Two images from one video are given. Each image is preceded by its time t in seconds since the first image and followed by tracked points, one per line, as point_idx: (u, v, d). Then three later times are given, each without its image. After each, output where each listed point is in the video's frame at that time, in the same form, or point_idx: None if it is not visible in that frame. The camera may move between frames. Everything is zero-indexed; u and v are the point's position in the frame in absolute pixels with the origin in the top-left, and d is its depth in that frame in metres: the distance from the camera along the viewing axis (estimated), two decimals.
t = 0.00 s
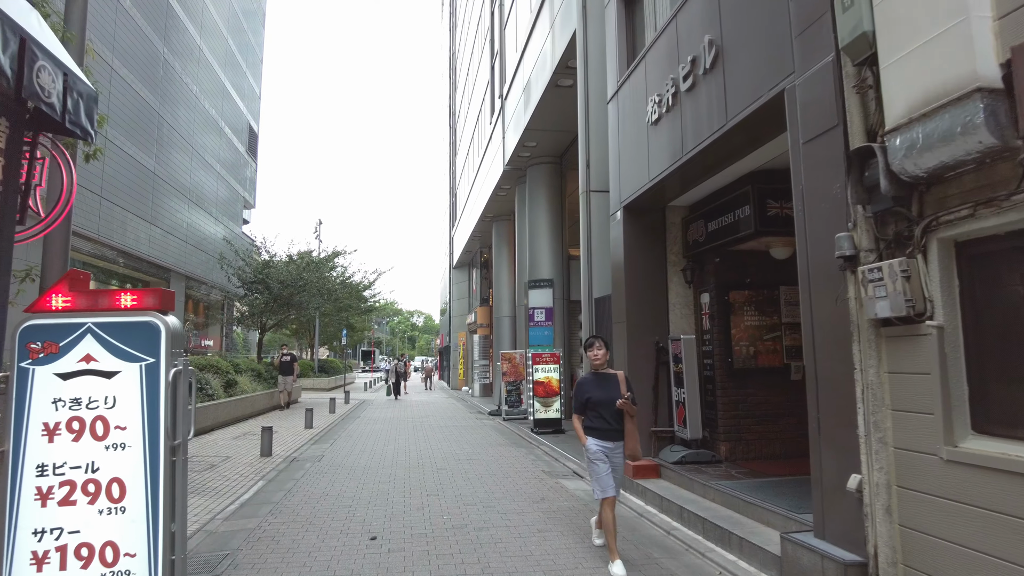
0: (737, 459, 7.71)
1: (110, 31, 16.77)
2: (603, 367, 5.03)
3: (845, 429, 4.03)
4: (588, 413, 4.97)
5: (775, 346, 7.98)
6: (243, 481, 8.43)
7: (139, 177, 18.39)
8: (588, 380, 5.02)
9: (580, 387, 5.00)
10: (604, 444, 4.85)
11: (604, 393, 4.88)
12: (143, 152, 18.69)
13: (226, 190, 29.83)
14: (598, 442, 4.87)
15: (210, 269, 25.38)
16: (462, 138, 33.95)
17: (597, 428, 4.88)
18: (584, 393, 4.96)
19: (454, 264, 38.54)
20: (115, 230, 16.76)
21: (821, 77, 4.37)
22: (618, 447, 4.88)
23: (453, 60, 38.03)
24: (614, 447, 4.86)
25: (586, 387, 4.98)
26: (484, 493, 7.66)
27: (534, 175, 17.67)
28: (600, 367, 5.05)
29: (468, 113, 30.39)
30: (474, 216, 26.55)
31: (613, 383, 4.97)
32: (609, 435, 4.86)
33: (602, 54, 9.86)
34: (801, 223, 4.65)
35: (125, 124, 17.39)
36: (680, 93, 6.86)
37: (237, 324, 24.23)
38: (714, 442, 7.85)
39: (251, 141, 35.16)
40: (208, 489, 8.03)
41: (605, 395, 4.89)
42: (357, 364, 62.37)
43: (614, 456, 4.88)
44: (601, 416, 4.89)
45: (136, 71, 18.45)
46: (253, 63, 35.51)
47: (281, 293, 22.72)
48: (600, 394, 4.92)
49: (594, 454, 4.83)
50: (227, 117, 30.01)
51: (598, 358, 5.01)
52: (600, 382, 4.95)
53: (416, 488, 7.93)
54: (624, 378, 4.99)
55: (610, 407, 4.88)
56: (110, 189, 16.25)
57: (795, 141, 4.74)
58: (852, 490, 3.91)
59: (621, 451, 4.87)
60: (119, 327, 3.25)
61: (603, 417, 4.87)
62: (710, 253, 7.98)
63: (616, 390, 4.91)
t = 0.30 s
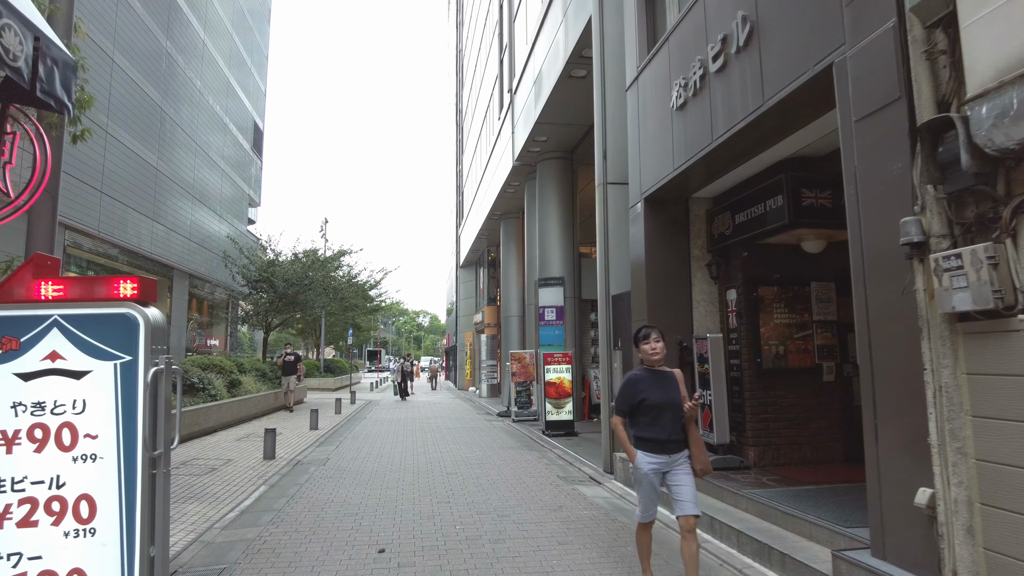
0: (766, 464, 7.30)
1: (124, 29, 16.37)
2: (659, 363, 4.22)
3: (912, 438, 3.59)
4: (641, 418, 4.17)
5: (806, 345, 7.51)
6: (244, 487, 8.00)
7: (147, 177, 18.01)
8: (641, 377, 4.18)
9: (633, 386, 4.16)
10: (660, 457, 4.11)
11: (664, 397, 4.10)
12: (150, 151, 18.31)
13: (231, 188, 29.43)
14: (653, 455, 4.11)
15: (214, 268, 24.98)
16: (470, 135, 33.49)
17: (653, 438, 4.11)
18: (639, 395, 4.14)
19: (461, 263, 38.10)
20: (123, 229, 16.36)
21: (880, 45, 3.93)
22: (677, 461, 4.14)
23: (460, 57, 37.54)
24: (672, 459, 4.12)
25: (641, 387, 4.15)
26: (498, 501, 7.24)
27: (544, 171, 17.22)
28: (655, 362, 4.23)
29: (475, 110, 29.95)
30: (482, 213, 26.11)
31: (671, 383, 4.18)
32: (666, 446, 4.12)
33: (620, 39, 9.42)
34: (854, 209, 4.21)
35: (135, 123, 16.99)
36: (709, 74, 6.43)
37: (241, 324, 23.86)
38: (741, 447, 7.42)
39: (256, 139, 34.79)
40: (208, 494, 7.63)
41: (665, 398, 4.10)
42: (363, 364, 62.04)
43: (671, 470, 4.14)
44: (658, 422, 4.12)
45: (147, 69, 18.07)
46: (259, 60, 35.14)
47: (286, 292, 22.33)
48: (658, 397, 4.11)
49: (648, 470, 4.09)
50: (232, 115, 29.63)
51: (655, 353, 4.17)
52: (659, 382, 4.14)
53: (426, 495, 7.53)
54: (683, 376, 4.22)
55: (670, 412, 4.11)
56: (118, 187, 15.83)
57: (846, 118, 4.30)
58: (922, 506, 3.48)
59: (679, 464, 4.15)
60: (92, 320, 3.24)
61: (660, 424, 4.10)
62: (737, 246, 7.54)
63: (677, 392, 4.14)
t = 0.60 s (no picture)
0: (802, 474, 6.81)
1: (130, 25, 15.98)
2: (751, 370, 3.19)
3: (1007, 454, 3.10)
4: (730, 442, 3.12)
5: (844, 347, 7.04)
6: (247, 494, 7.59)
7: (156, 175, 17.71)
8: (730, 388, 3.13)
9: (722, 400, 3.10)
10: (756, 495, 3.08)
11: (761, 415, 3.06)
12: (158, 149, 18.00)
13: (240, 187, 29.14)
14: (749, 492, 3.08)
15: (222, 267, 24.69)
16: (479, 133, 33.07)
17: (750, 471, 3.07)
18: (729, 411, 3.09)
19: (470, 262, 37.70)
20: (131, 228, 16.04)
21: (960, 5, 3.45)
22: (779, 497, 3.12)
23: (470, 54, 37.12)
24: (771, 496, 3.10)
25: (733, 402, 3.09)
26: (516, 512, 6.80)
27: (558, 166, 16.76)
28: (747, 368, 3.20)
29: (486, 108, 29.55)
30: (493, 212, 25.65)
31: (768, 396, 3.14)
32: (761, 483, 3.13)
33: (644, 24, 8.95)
34: (925, 193, 3.71)
35: (142, 120, 16.66)
36: (746, 55, 5.97)
37: (249, 323, 23.55)
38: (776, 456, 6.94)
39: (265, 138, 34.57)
40: (209, 502, 7.23)
41: (763, 415, 3.06)
42: (372, 364, 61.79)
43: (771, 510, 3.12)
44: (752, 449, 3.08)
45: (154, 66, 17.73)
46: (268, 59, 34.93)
47: (294, 291, 21.98)
48: (755, 414, 3.07)
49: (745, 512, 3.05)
50: (242, 113, 29.37)
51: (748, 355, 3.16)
52: (755, 394, 3.11)
53: (439, 505, 7.10)
54: (782, 387, 3.20)
55: (770, 435, 3.07)
56: (125, 184, 15.50)
57: (915, 91, 3.81)
58: (1019, 535, 2.98)
59: (780, 503, 3.13)
60: (54, 315, 2.96)
61: (758, 451, 3.07)
62: (772, 241, 7.06)
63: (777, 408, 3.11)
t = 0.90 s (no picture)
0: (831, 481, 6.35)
1: (127, 19, 15.54)
2: (873, 372, 2.40)
3: None
4: (845, 468, 2.35)
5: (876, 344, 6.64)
6: (240, 500, 7.18)
7: (155, 171, 17.29)
8: (843, 396, 2.37)
9: (831, 413, 2.36)
10: (883, 542, 2.30)
11: (887, 434, 2.28)
12: (158, 145, 17.61)
13: (243, 185, 28.75)
14: (872, 537, 2.31)
15: (222, 265, 24.28)
16: (483, 130, 32.61)
17: (871, 507, 2.30)
18: (845, 429, 2.32)
19: (474, 261, 37.24)
20: (129, 224, 15.62)
21: None
22: (914, 547, 2.32)
23: (473, 50, 36.69)
24: (906, 545, 2.30)
25: (848, 415, 2.33)
26: (524, 521, 6.38)
27: (565, 160, 16.32)
28: (867, 369, 2.42)
29: (490, 104, 29.13)
30: (497, 209, 25.22)
31: (898, 406, 2.34)
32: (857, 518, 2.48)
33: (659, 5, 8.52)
34: (994, 167, 3.27)
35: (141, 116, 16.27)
36: (776, 28, 5.52)
37: (249, 322, 23.16)
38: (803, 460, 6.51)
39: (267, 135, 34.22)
40: (200, 508, 6.83)
41: (891, 434, 2.27)
42: (375, 364, 61.43)
43: (904, 564, 2.32)
44: (877, 479, 2.30)
45: (153, 62, 17.29)
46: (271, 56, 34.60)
47: (295, 288, 21.57)
48: (878, 432, 2.29)
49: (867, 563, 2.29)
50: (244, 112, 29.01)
51: (870, 352, 2.38)
52: (878, 406, 2.33)
53: (443, 512, 6.68)
54: (917, 394, 2.37)
55: (902, 462, 2.27)
56: (123, 180, 15.08)
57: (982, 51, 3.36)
58: None
59: (916, 552, 2.32)
60: None
61: (884, 483, 2.28)
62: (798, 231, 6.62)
63: (913, 426, 2.30)
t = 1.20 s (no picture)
0: (865, 493, 5.85)
1: (121, 13, 15.06)
2: None
3: None
4: None
5: (912, 346, 6.12)
6: (231, 514, 6.74)
7: (150, 170, 16.82)
8: None
9: None
10: None
11: None
12: (154, 143, 17.14)
13: (243, 185, 28.32)
14: None
15: (221, 265, 23.82)
16: (486, 128, 32.15)
17: None
18: None
19: (476, 261, 36.79)
20: (123, 222, 15.14)
21: None
22: None
23: (476, 48, 36.27)
24: None
25: None
26: (534, 538, 5.92)
27: (570, 156, 15.87)
28: None
29: (493, 101, 28.68)
30: (500, 208, 24.76)
31: None
32: None
33: None
34: None
35: (136, 113, 15.80)
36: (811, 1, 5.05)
37: (249, 323, 22.72)
38: (834, 471, 6.01)
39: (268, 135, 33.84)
40: (187, 522, 6.38)
41: None
42: (376, 366, 61.03)
43: None
44: None
45: (150, 60, 16.82)
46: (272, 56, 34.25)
47: (294, 289, 21.12)
48: None
49: None
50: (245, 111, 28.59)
51: None
52: None
53: (446, 528, 6.23)
54: None
55: None
56: (116, 178, 14.60)
57: None
58: None
59: None
60: None
61: None
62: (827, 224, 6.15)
63: None
